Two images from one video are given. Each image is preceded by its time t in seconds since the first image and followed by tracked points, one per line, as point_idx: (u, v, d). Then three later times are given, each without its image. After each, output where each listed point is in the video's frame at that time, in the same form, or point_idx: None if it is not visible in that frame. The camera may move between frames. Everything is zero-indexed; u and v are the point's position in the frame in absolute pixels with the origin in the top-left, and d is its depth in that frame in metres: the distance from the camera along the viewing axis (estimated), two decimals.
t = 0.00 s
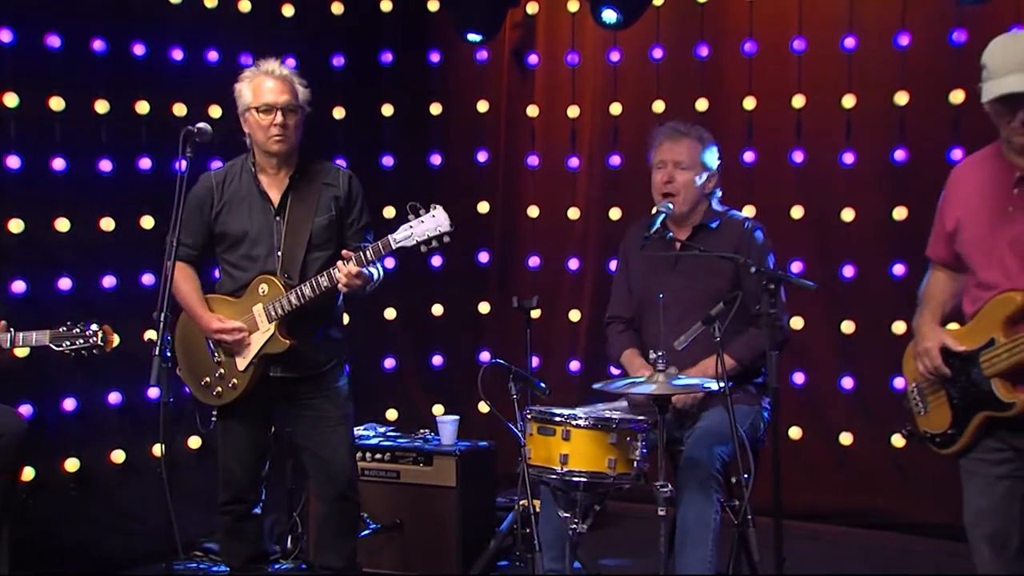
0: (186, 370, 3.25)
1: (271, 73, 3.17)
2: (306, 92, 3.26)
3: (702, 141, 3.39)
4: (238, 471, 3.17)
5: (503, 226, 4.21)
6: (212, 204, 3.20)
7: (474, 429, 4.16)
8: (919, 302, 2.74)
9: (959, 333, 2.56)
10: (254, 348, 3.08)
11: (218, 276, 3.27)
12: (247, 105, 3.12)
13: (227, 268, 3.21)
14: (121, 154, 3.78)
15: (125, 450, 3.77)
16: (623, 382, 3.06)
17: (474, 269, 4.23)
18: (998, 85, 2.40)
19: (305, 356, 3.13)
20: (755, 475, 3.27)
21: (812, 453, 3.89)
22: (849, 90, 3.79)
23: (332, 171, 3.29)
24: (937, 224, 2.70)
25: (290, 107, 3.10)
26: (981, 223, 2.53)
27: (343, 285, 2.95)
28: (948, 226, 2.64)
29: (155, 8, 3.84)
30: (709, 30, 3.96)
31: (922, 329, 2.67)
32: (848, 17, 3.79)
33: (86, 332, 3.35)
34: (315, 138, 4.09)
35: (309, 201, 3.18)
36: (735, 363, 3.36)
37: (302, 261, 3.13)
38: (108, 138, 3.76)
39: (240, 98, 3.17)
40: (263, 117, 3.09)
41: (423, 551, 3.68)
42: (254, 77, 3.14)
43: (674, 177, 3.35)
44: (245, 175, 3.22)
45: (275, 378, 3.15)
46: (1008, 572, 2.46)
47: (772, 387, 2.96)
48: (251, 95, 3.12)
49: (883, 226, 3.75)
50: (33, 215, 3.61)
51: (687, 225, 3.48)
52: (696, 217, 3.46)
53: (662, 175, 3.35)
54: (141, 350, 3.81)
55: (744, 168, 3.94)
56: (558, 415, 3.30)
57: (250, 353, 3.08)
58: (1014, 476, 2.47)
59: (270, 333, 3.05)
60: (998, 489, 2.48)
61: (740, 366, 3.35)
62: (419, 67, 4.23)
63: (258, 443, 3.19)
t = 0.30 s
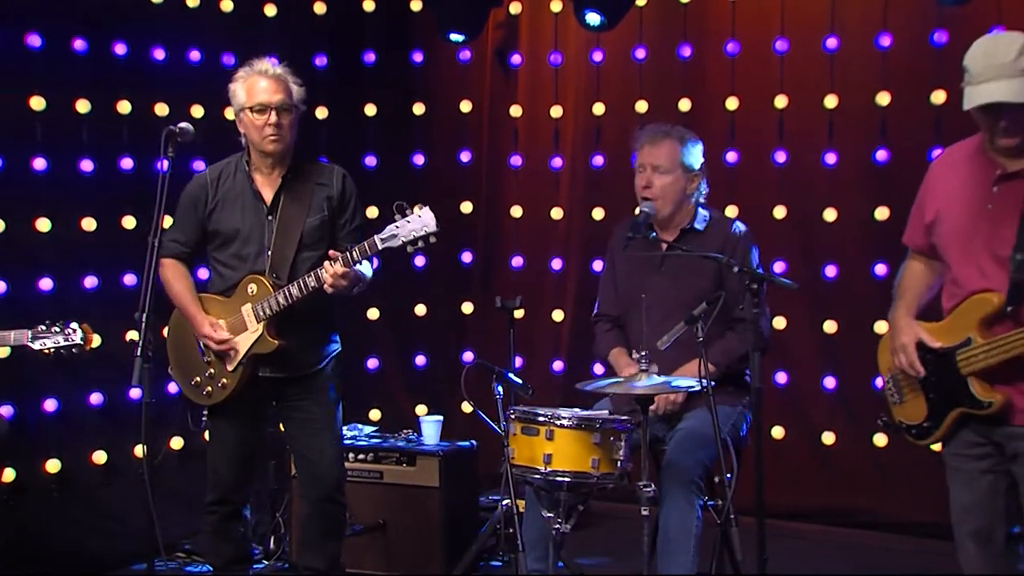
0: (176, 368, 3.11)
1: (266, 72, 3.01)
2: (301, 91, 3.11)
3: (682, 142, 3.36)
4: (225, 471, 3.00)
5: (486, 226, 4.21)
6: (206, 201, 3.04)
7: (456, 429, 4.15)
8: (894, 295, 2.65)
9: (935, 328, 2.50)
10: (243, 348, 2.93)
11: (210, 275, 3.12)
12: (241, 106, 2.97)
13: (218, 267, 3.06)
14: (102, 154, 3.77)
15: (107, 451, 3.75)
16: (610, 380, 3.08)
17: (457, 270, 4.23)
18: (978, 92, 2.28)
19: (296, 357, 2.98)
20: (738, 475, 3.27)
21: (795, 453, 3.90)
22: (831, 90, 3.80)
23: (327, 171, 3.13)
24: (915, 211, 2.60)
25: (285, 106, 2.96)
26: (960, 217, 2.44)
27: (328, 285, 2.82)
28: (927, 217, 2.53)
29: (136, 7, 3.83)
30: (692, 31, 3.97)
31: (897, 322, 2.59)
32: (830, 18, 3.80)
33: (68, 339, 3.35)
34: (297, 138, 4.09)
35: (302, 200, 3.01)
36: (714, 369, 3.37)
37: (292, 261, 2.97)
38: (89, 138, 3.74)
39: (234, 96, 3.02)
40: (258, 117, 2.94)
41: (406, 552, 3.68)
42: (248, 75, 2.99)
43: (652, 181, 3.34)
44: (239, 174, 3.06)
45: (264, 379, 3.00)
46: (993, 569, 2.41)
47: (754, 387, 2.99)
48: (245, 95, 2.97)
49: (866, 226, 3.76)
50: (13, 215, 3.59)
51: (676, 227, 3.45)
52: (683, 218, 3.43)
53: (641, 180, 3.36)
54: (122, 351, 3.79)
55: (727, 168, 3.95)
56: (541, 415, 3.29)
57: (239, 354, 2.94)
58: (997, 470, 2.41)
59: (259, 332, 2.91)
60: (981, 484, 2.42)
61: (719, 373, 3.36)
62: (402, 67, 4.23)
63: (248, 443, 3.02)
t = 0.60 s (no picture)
0: (163, 368, 3.09)
1: (254, 71, 2.99)
2: (290, 90, 3.08)
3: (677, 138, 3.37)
4: (211, 472, 2.96)
5: (471, 226, 4.21)
6: (194, 201, 3.02)
7: (441, 430, 4.15)
8: (874, 291, 2.62)
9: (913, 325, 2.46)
10: (230, 347, 2.91)
11: (198, 274, 3.09)
12: (230, 107, 2.95)
13: (206, 267, 3.03)
14: (85, 154, 3.76)
15: (90, 451, 3.74)
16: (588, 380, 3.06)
17: (442, 270, 4.22)
18: (959, 98, 2.27)
19: (282, 357, 2.93)
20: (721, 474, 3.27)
21: (779, 453, 3.90)
22: (814, 90, 3.81)
23: (316, 172, 3.11)
24: (900, 209, 2.61)
25: (273, 106, 2.93)
26: (940, 215, 2.43)
27: (306, 290, 2.80)
28: (910, 214, 2.54)
29: (119, 7, 3.82)
30: (676, 31, 3.98)
31: (877, 318, 2.56)
32: (814, 19, 3.81)
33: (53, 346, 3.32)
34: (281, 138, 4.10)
35: (290, 201, 2.99)
36: (701, 365, 3.34)
37: (279, 262, 2.94)
38: (72, 138, 3.73)
39: (222, 97, 3.00)
40: (245, 118, 2.92)
41: (389, 552, 3.67)
42: (236, 76, 2.96)
43: (645, 174, 3.35)
44: (228, 173, 3.03)
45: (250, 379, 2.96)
46: (971, 569, 2.39)
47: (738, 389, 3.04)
48: (233, 96, 2.94)
49: (849, 226, 3.77)
50: None
51: (661, 225, 3.45)
52: (669, 217, 3.43)
53: (634, 172, 3.37)
54: (104, 351, 3.78)
55: (711, 169, 3.95)
56: (525, 415, 3.29)
57: (225, 353, 2.91)
58: (975, 470, 2.40)
59: (244, 333, 2.88)
60: (959, 483, 2.41)
61: (706, 371, 3.33)
62: (386, 67, 4.23)
63: (233, 444, 2.98)
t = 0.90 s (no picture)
0: (144, 369, 3.07)
1: (229, 74, 2.97)
2: (269, 89, 3.06)
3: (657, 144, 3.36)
4: (193, 474, 2.95)
5: (456, 226, 4.21)
6: (178, 201, 3.01)
7: (426, 430, 4.15)
8: (861, 295, 2.65)
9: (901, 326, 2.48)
10: (209, 345, 2.90)
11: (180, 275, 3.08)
12: (210, 112, 2.94)
13: (189, 267, 3.02)
14: (70, 154, 3.75)
15: (74, 452, 3.73)
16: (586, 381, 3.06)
17: (427, 270, 4.22)
18: (936, 90, 2.28)
19: (263, 354, 2.93)
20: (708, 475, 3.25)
21: (764, 452, 3.91)
22: (799, 90, 3.81)
23: (300, 173, 3.09)
24: (882, 210, 2.61)
25: (252, 109, 2.92)
26: (923, 216, 2.44)
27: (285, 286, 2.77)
28: (895, 216, 2.53)
29: (103, 6, 3.81)
30: (661, 31, 3.98)
31: (866, 322, 2.57)
32: (798, 19, 3.82)
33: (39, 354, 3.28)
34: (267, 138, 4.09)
35: (273, 200, 2.98)
36: (689, 369, 3.34)
37: (259, 260, 2.94)
38: (56, 137, 3.72)
39: (201, 102, 2.99)
40: (226, 125, 2.91)
41: (375, 552, 3.67)
42: (212, 81, 2.95)
43: (628, 184, 3.33)
44: (211, 173, 3.03)
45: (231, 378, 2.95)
46: (957, 568, 2.38)
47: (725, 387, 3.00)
48: (211, 103, 2.93)
49: (834, 226, 3.77)
50: None
51: (648, 230, 3.46)
52: (656, 221, 3.44)
53: (617, 182, 3.35)
54: (88, 352, 3.77)
55: (697, 169, 3.96)
56: (512, 415, 3.27)
57: (205, 352, 2.90)
58: (960, 470, 2.40)
59: (224, 330, 2.88)
60: (945, 483, 2.40)
61: (694, 373, 3.33)
62: (371, 67, 4.23)
63: (216, 443, 2.97)
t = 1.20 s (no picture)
0: (127, 370, 3.07)
1: (209, 71, 2.97)
2: (250, 87, 3.06)
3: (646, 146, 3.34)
4: (176, 474, 2.95)
5: (444, 226, 4.21)
6: (156, 200, 3.01)
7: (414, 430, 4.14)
8: (856, 292, 2.67)
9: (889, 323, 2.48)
10: (191, 344, 2.90)
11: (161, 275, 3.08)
12: (188, 109, 2.94)
13: (169, 267, 3.02)
14: (56, 154, 3.74)
15: (60, 453, 3.72)
16: (566, 380, 3.01)
17: (415, 270, 4.22)
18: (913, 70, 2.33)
19: (246, 353, 2.93)
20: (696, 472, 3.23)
21: (752, 451, 3.91)
22: (786, 90, 3.82)
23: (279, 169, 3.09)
24: (871, 208, 2.62)
25: (231, 105, 2.91)
26: (915, 219, 2.45)
27: (268, 286, 2.78)
28: (882, 212, 2.55)
29: (89, 6, 3.80)
30: (648, 31, 3.98)
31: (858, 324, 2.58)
32: (785, 19, 3.82)
33: (27, 369, 3.23)
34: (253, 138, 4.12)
35: (252, 197, 2.97)
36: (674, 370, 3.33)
37: (239, 259, 2.92)
38: (42, 137, 3.72)
39: (181, 98, 2.99)
40: (204, 120, 2.91)
41: (362, 552, 3.66)
42: (193, 77, 2.95)
43: (615, 186, 3.32)
44: (189, 172, 3.03)
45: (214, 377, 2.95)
46: (944, 568, 2.38)
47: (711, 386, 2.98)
48: (190, 98, 2.93)
49: (822, 226, 3.78)
50: None
51: (638, 231, 3.44)
52: (645, 223, 3.41)
53: (605, 184, 3.34)
54: (74, 353, 3.75)
55: (684, 169, 3.96)
56: (499, 415, 3.21)
57: (187, 351, 2.90)
58: (954, 467, 2.39)
59: (206, 330, 2.87)
60: (940, 481, 2.39)
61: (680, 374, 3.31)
62: (358, 67, 4.22)
63: (201, 443, 2.97)
